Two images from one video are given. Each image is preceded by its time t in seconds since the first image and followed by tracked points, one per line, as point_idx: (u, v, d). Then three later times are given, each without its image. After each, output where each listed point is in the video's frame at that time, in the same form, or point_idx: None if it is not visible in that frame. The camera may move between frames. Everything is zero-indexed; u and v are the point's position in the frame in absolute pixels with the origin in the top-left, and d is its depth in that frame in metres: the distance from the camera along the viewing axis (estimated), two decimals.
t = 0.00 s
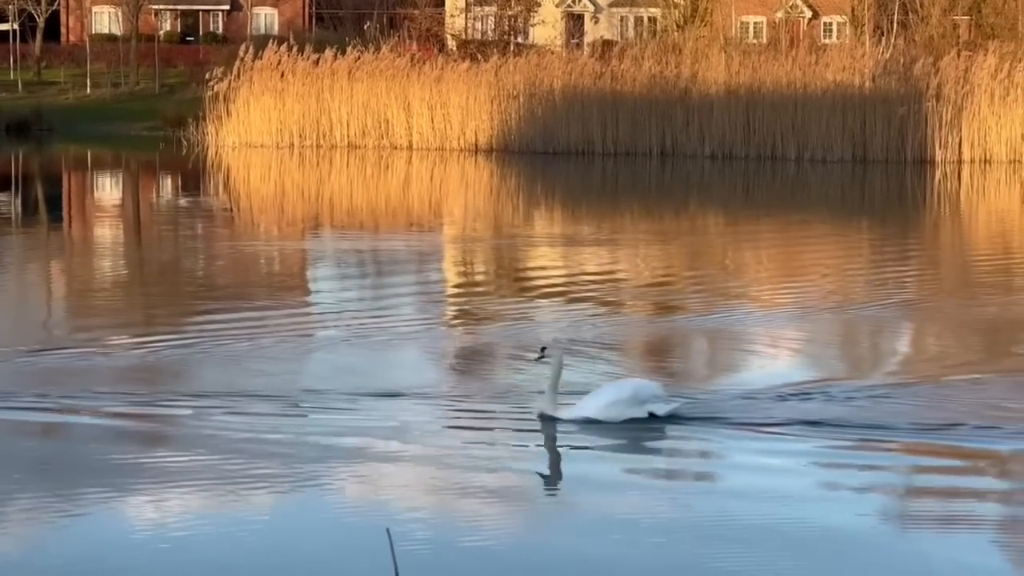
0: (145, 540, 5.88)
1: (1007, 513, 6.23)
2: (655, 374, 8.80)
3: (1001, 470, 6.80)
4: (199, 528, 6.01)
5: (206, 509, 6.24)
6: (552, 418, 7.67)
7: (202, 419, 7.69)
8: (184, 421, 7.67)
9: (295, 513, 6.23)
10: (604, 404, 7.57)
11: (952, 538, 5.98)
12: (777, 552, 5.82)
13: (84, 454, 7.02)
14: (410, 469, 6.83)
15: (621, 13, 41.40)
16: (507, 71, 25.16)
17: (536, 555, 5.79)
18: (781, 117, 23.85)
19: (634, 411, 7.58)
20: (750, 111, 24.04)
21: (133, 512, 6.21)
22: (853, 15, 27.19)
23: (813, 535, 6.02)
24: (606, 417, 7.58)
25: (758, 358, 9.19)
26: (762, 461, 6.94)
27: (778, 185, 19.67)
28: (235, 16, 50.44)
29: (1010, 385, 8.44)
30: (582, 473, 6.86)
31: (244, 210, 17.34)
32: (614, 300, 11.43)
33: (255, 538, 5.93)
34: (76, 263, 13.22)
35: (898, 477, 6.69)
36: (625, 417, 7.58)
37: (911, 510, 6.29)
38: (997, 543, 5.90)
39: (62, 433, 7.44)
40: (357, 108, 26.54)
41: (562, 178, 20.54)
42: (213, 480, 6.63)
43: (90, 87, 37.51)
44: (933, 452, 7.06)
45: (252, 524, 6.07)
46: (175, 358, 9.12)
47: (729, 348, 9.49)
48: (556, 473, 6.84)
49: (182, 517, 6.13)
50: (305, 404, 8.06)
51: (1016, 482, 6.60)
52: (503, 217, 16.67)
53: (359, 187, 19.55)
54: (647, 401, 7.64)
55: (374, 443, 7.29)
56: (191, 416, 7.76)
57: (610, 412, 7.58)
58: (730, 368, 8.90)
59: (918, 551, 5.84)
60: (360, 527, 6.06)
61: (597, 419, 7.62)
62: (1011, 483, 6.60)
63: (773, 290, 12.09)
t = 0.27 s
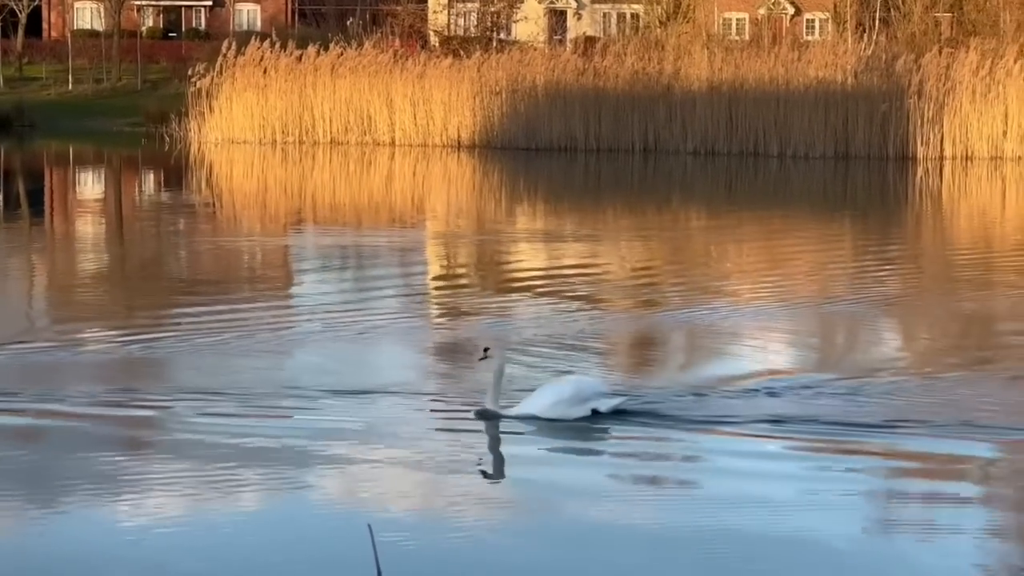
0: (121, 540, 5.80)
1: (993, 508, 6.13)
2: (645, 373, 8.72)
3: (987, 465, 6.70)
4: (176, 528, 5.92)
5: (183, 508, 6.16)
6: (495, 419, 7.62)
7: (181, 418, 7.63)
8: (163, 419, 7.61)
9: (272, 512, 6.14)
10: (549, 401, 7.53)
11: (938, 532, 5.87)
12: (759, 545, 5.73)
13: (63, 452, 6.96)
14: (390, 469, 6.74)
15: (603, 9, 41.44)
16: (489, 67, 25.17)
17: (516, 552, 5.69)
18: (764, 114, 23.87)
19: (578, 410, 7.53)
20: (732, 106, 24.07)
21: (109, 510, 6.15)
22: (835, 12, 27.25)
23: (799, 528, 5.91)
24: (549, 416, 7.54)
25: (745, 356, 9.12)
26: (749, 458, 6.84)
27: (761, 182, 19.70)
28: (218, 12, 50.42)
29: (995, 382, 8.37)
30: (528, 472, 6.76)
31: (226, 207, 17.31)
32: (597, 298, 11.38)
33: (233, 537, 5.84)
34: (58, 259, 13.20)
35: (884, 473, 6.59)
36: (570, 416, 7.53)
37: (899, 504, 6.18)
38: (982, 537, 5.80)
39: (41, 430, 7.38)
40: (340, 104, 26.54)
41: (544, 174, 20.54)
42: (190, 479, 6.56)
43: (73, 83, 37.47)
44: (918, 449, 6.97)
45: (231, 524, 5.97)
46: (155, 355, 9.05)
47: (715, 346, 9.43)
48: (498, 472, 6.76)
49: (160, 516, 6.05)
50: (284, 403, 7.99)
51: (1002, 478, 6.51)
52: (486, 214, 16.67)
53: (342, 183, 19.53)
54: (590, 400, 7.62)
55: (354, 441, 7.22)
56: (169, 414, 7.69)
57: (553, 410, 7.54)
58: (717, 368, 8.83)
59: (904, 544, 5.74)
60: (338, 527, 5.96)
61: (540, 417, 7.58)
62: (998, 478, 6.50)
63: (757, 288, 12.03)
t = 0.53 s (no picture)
0: (98, 537, 5.79)
1: (972, 503, 6.13)
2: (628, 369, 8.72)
3: (966, 462, 6.71)
4: (154, 526, 5.91)
5: (160, 506, 6.16)
6: (435, 414, 7.62)
7: (161, 414, 7.63)
8: (143, 416, 7.61)
9: (250, 509, 6.13)
10: (488, 399, 7.53)
11: (917, 527, 5.86)
12: (738, 541, 5.71)
13: (43, 448, 6.97)
14: (369, 467, 6.74)
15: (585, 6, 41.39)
16: (470, 63, 25.12)
17: (496, 548, 5.67)
18: (745, 111, 23.89)
19: (519, 408, 7.53)
20: (714, 103, 24.09)
21: (86, 507, 6.15)
22: (817, 9, 27.26)
23: (779, 523, 5.91)
24: (490, 413, 7.53)
25: (726, 352, 9.12)
26: (728, 455, 6.83)
27: (742, 178, 19.71)
28: (200, 7, 50.35)
29: (974, 378, 8.39)
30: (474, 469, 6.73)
31: (207, 203, 17.29)
32: (578, 294, 11.39)
33: (212, 536, 5.82)
34: (39, 255, 13.18)
35: (862, 470, 6.59)
36: (508, 414, 7.52)
37: (878, 500, 6.18)
38: (961, 532, 5.80)
39: (20, 428, 7.37)
40: (321, 100, 26.50)
41: (526, 170, 20.54)
42: (170, 475, 6.56)
43: (54, 79, 37.41)
44: (897, 446, 6.98)
45: (209, 522, 5.96)
46: (136, 350, 9.06)
47: (697, 342, 9.42)
48: (441, 467, 6.74)
49: (138, 514, 6.05)
50: (265, 399, 8.00)
51: (981, 474, 6.51)
52: (467, 210, 16.67)
53: (323, 179, 19.52)
54: (531, 398, 7.62)
55: (334, 437, 7.22)
56: (148, 410, 7.70)
57: (493, 408, 7.52)
58: (700, 363, 8.83)
59: (882, 540, 5.73)
60: (316, 525, 5.95)
61: (480, 414, 7.56)
62: (977, 475, 6.50)
63: (738, 284, 12.04)
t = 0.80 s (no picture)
0: (76, 536, 5.75)
1: (954, 503, 6.08)
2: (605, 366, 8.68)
3: (948, 461, 6.67)
4: (131, 526, 5.86)
5: (139, 504, 6.12)
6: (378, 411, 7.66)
7: (141, 411, 7.60)
8: (126, 410, 7.60)
9: (228, 510, 6.07)
10: (428, 397, 7.54)
11: (900, 528, 5.82)
12: (720, 544, 5.67)
13: (25, 445, 6.94)
14: (349, 467, 6.69)
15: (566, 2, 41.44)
16: (451, 60, 25.10)
17: (476, 552, 5.62)
18: (726, 108, 23.91)
19: (460, 403, 7.54)
20: (695, 99, 24.12)
21: (66, 506, 6.11)
22: (797, 6, 27.32)
23: (761, 526, 5.86)
24: (430, 411, 7.55)
25: (704, 348, 9.09)
26: (708, 455, 6.79)
27: (723, 175, 19.75)
28: (180, 4, 50.35)
29: (956, 375, 8.37)
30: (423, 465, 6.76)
31: (188, 199, 17.26)
32: (560, 291, 11.36)
33: (195, 534, 5.79)
34: (19, 251, 13.15)
35: (844, 469, 6.54)
36: (451, 411, 7.54)
37: (860, 501, 6.13)
38: (943, 534, 5.75)
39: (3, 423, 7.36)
40: (302, 96, 26.47)
41: (506, 167, 20.54)
42: (150, 473, 6.52)
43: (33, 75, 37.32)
44: (879, 444, 6.96)
45: (187, 523, 5.91)
46: (118, 346, 9.04)
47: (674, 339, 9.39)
48: (385, 463, 6.78)
49: (116, 512, 6.01)
50: (245, 396, 7.96)
51: (964, 473, 6.47)
52: (448, 206, 16.67)
53: (304, 175, 19.50)
54: (473, 392, 7.63)
55: (314, 436, 7.19)
56: (128, 407, 7.66)
57: (433, 406, 7.54)
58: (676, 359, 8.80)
59: (864, 543, 5.68)
60: (294, 527, 5.89)
61: (423, 412, 7.59)
62: (960, 474, 6.46)
63: (720, 281, 12.02)
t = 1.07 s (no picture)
0: (40, 538, 5.66)
1: (932, 505, 5.96)
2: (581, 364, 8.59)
3: (928, 459, 6.57)
4: (95, 529, 5.75)
5: (106, 505, 6.03)
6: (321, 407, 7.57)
7: (116, 410, 7.52)
8: (107, 407, 7.57)
9: (194, 512, 5.96)
10: (370, 397, 7.45)
11: (877, 531, 5.69)
12: (699, 539, 5.63)
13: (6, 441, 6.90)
14: (322, 467, 6.59)
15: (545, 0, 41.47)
16: (430, 57, 25.18)
17: (452, 547, 5.58)
18: (705, 105, 23.93)
19: (402, 400, 7.46)
20: (674, 96, 24.14)
21: (33, 506, 6.02)
22: (776, 3, 27.38)
23: (735, 530, 5.74)
24: (374, 409, 7.47)
25: (681, 348, 9.00)
26: (685, 454, 6.69)
27: (702, 171, 19.77)
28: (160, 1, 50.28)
29: (937, 371, 8.31)
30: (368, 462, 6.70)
31: (167, 196, 17.23)
32: (539, 288, 11.30)
33: (172, 530, 5.75)
34: None
35: (823, 470, 6.43)
36: (394, 407, 7.47)
37: (838, 503, 6.01)
38: (920, 536, 5.62)
39: None
40: (281, 93, 26.45)
41: (486, 163, 20.54)
42: (128, 470, 6.48)
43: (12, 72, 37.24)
44: (859, 441, 6.87)
45: (152, 525, 5.80)
46: (98, 342, 9.01)
47: (649, 338, 9.29)
48: (327, 459, 6.73)
49: (83, 513, 5.92)
50: (221, 395, 7.89)
51: (945, 466, 6.46)
52: (428, 203, 16.66)
53: (283, 172, 19.48)
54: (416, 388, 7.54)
55: (290, 435, 7.11)
56: (103, 406, 7.58)
57: (376, 403, 7.47)
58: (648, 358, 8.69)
59: (839, 546, 5.56)
60: (260, 530, 5.78)
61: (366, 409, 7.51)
62: (939, 473, 6.35)
63: (699, 278, 11.95)
